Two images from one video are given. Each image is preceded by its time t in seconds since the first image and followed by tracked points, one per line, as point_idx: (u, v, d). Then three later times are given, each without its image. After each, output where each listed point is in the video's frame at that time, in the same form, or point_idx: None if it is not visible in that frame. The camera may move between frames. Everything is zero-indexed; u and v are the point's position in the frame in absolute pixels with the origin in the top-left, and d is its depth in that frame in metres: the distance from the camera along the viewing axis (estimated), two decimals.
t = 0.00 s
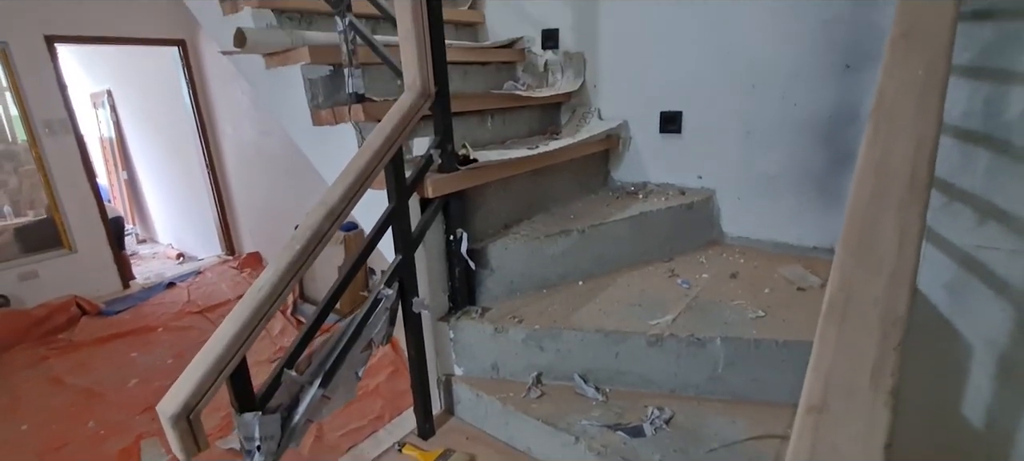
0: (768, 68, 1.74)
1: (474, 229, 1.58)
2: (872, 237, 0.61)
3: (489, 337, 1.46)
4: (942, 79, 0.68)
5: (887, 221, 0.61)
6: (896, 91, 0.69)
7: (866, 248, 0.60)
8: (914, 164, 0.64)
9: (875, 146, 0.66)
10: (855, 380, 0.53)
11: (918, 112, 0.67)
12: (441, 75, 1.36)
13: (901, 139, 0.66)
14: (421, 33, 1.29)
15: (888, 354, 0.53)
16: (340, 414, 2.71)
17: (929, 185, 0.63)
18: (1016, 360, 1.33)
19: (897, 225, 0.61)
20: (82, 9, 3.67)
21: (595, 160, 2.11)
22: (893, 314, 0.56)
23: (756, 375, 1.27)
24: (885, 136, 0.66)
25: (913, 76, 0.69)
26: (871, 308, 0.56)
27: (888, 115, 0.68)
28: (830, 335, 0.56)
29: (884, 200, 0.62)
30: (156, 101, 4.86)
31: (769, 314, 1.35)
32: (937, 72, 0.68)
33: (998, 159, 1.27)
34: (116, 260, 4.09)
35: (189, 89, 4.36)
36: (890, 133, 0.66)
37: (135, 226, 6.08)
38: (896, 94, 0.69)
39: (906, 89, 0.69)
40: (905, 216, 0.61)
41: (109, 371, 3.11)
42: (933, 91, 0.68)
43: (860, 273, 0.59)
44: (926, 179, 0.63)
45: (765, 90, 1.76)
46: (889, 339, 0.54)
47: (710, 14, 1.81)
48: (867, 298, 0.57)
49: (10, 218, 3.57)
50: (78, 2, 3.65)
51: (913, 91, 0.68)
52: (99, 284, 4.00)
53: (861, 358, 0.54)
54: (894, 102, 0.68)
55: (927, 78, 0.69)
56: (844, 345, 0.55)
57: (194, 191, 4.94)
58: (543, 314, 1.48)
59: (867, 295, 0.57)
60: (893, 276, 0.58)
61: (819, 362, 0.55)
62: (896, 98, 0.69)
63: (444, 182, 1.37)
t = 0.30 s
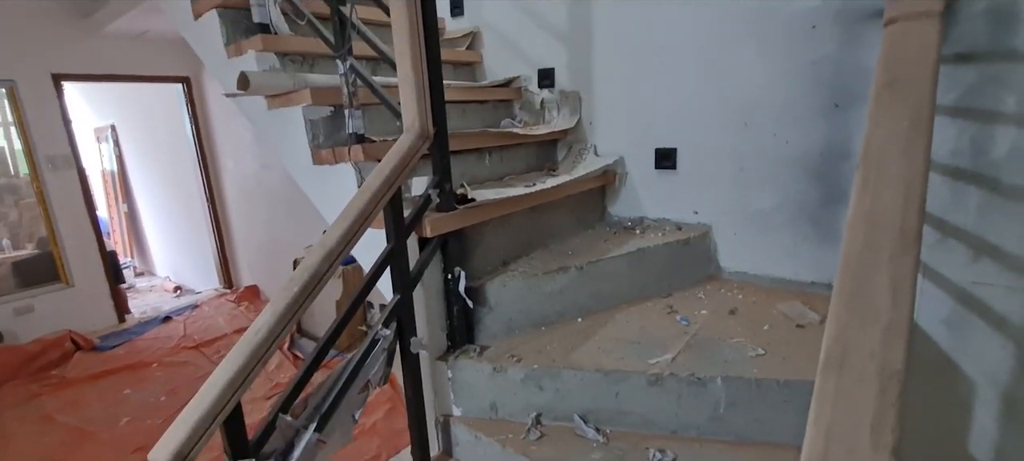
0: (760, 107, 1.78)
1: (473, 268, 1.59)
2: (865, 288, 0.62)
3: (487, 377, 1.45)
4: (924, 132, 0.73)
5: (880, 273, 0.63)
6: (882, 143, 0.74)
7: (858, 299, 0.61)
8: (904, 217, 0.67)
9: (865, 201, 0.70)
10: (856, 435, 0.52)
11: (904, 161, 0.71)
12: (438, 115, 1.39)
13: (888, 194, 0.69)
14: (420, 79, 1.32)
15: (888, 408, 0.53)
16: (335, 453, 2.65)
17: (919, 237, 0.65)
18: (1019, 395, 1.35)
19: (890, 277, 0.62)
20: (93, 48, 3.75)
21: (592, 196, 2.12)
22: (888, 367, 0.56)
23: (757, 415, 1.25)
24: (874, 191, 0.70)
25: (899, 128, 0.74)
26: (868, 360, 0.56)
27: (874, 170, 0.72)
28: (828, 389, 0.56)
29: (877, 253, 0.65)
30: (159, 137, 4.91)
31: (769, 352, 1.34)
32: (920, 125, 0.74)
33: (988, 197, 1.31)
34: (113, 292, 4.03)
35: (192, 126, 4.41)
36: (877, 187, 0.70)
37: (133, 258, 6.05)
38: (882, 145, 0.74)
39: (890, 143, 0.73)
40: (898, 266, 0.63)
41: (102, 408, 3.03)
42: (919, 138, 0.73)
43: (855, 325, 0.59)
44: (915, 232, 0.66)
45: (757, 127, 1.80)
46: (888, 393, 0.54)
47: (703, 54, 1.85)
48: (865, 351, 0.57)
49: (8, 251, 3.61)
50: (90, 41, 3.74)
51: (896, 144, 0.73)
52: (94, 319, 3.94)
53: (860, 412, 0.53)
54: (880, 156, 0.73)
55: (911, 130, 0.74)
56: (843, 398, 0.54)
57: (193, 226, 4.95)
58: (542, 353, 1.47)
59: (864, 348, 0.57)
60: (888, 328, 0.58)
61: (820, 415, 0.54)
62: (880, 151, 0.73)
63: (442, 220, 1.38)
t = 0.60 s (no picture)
0: (754, 139, 1.80)
1: (470, 299, 1.57)
2: (863, 336, 0.62)
3: (484, 411, 1.42)
4: (915, 174, 0.75)
5: (877, 320, 0.63)
6: (873, 187, 0.75)
7: (857, 345, 0.61)
8: (898, 261, 0.67)
9: (859, 245, 0.70)
10: None
11: (897, 207, 0.72)
12: (433, 149, 1.39)
13: (884, 241, 0.70)
14: (417, 112, 1.33)
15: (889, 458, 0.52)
16: None
17: (913, 282, 0.65)
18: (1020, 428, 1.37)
19: (888, 324, 0.62)
20: (92, 77, 3.79)
21: (589, 226, 2.13)
22: (890, 417, 0.55)
23: (759, 450, 1.24)
24: (869, 237, 0.70)
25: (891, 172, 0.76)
26: (869, 408, 0.56)
27: (868, 216, 0.73)
28: (829, 441, 0.55)
29: (873, 298, 0.65)
30: (159, 165, 4.93)
31: (769, 385, 1.33)
32: (911, 167, 0.76)
33: (981, 229, 1.37)
34: (107, 320, 3.97)
35: (192, 154, 4.43)
36: (872, 232, 0.71)
37: (128, 284, 6.00)
38: (875, 189, 0.75)
39: (882, 190, 0.74)
40: (894, 313, 0.63)
41: (90, 440, 2.95)
42: (911, 181, 0.74)
43: (853, 373, 0.59)
44: (911, 278, 0.66)
45: (751, 159, 1.81)
46: (891, 443, 0.53)
47: (698, 86, 1.88)
48: (866, 400, 0.57)
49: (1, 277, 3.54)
50: (89, 70, 3.79)
51: (889, 186, 0.75)
52: (86, 347, 3.87)
53: None
54: (872, 201, 0.74)
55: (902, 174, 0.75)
56: (844, 450, 0.53)
57: (190, 253, 4.93)
58: (539, 387, 1.45)
59: (863, 398, 0.57)
60: (887, 377, 0.58)
61: None
62: (873, 193, 0.75)
63: (438, 253, 1.37)
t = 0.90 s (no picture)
0: (748, 168, 1.82)
1: (465, 329, 1.56)
2: (856, 379, 0.63)
3: (480, 444, 1.40)
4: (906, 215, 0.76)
5: (871, 363, 0.64)
6: (864, 228, 0.76)
7: (852, 387, 0.63)
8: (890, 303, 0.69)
9: (852, 286, 0.72)
10: None
11: (887, 250, 0.73)
12: (430, 181, 1.41)
13: (875, 282, 0.71)
14: (414, 146, 1.34)
15: None
16: None
17: (906, 326, 0.67)
18: None
19: (881, 368, 0.64)
20: (92, 104, 3.82)
21: (585, 255, 2.13)
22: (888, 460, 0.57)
23: None
24: (861, 279, 0.72)
25: (881, 213, 0.77)
26: (865, 454, 0.58)
27: (860, 260, 0.74)
28: None
29: (866, 340, 0.66)
30: (157, 190, 4.94)
31: (768, 418, 1.32)
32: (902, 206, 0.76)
33: (973, 259, 1.43)
34: (98, 347, 3.92)
35: (190, 181, 4.45)
36: (863, 272, 0.73)
37: (122, 310, 5.96)
38: (864, 230, 0.76)
39: (870, 233, 0.76)
40: (888, 356, 0.64)
41: None
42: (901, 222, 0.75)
43: (848, 416, 0.61)
44: (902, 321, 0.67)
45: (745, 189, 1.83)
46: None
47: (692, 116, 1.91)
48: (861, 445, 0.58)
49: None
50: (90, 97, 3.81)
51: (879, 225, 0.76)
52: (78, 374, 3.81)
53: None
54: (862, 242, 0.76)
55: (892, 214, 0.76)
56: None
57: (185, 279, 4.91)
58: (536, 419, 1.43)
59: (860, 444, 0.58)
60: (884, 421, 0.60)
61: None
62: (864, 234, 0.76)
63: (435, 284, 1.39)
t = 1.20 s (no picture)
0: (740, 198, 1.84)
1: (459, 359, 1.55)
2: (849, 421, 0.63)
3: None
4: (892, 253, 0.81)
5: (862, 403, 0.65)
6: (852, 267, 0.80)
7: (845, 430, 0.63)
8: (879, 343, 0.71)
9: (841, 326, 0.74)
10: None
11: (874, 285, 0.78)
12: (425, 212, 1.42)
13: (864, 322, 0.74)
14: (410, 178, 1.35)
15: None
16: None
17: (894, 364, 0.69)
18: None
19: (873, 408, 0.64)
20: (91, 129, 3.83)
21: (580, 282, 2.14)
22: None
23: None
24: (850, 319, 0.75)
25: (868, 250, 0.82)
26: None
27: (849, 298, 0.78)
28: None
29: (857, 380, 0.68)
30: (152, 215, 4.94)
31: (765, 451, 1.32)
32: (885, 247, 0.82)
33: (963, 288, 1.47)
34: (87, 374, 3.85)
35: (186, 206, 4.45)
36: (852, 311, 0.75)
37: (112, 335, 5.88)
38: (852, 268, 0.80)
39: (859, 269, 0.80)
40: (879, 396, 0.66)
41: None
42: (886, 262, 0.79)
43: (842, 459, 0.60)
44: (890, 359, 0.69)
45: (736, 218, 1.86)
46: None
47: (684, 146, 1.94)
48: None
49: None
50: (89, 123, 3.82)
51: (867, 265, 0.80)
52: (64, 403, 3.72)
53: None
54: (851, 280, 0.79)
55: (879, 252, 0.81)
56: None
57: (178, 305, 4.87)
58: (531, 452, 1.42)
59: None
60: None
61: None
62: (852, 276, 0.80)
63: (431, 315, 1.39)
